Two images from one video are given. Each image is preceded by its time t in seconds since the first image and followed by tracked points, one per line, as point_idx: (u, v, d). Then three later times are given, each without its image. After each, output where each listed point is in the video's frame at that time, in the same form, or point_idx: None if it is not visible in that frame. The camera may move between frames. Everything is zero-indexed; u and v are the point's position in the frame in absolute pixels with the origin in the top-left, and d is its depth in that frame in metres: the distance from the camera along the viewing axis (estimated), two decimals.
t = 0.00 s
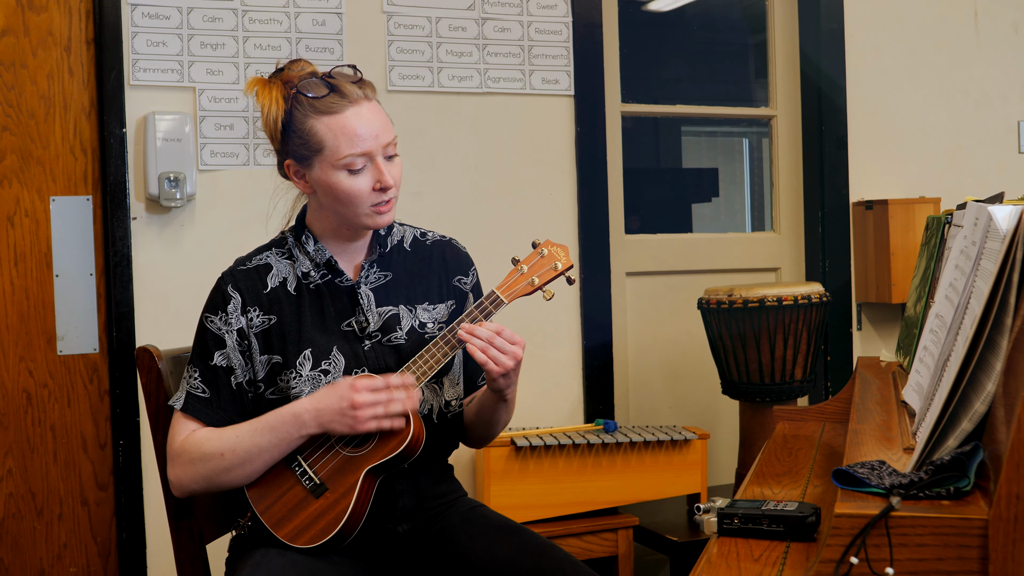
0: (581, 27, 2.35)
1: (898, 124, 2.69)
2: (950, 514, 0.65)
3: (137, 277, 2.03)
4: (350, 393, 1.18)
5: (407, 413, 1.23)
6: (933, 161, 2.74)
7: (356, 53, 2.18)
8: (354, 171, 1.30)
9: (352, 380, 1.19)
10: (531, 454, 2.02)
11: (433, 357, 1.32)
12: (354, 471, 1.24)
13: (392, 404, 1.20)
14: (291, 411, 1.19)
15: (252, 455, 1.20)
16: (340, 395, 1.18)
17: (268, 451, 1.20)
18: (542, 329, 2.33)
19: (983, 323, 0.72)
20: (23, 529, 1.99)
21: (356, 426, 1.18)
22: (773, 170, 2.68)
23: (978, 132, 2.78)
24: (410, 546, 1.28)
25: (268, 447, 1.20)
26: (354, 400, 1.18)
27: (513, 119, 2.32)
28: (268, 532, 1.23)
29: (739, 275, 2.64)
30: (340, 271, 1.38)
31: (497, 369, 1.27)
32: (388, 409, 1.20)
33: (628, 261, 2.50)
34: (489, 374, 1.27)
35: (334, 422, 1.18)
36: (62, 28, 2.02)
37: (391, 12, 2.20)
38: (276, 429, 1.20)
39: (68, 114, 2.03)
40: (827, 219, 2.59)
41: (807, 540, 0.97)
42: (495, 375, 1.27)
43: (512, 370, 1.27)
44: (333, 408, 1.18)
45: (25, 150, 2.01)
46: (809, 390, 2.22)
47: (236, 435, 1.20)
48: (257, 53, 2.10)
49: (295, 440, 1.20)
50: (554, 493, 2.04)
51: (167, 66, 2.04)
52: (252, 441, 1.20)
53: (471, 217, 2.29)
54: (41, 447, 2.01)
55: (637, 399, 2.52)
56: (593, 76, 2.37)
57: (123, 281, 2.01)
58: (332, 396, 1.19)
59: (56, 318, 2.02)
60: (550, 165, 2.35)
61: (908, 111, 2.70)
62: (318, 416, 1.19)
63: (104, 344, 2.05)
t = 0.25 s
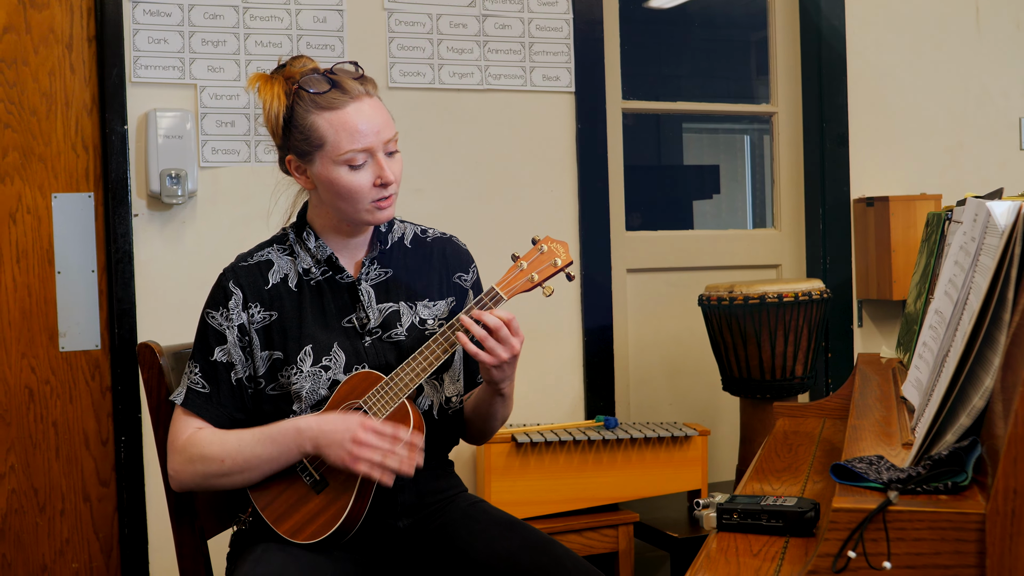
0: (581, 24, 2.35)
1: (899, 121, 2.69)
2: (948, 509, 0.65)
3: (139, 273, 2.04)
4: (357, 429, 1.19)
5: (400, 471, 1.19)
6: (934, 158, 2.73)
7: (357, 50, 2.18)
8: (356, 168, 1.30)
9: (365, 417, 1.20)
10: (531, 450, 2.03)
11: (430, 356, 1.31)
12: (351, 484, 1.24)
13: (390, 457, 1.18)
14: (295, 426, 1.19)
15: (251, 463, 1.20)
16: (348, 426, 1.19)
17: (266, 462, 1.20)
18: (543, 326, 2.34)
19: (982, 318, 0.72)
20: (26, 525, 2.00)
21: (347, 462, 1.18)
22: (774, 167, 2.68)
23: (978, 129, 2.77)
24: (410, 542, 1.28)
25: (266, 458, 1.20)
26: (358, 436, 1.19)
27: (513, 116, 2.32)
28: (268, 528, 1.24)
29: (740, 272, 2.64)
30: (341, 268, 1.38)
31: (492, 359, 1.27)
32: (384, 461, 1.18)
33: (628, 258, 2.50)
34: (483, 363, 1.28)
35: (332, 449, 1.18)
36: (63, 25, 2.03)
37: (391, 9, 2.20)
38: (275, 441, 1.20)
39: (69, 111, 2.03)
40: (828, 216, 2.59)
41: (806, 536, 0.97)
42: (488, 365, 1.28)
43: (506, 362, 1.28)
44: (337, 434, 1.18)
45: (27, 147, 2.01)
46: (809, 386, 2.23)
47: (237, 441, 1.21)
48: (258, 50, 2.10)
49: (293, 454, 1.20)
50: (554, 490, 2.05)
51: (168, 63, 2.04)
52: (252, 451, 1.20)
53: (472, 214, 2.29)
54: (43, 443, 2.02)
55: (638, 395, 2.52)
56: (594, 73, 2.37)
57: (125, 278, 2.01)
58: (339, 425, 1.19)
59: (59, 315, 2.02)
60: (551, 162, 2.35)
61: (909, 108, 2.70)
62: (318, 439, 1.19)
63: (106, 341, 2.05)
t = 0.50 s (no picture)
0: (583, 20, 2.34)
1: (900, 117, 2.68)
2: (945, 503, 0.65)
3: (141, 270, 2.04)
4: (360, 446, 1.19)
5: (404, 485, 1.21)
6: (936, 154, 2.73)
7: (358, 46, 2.18)
8: (357, 164, 1.31)
9: (367, 433, 1.20)
10: (532, 446, 2.03)
11: (431, 353, 1.31)
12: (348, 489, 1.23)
13: (395, 471, 1.20)
14: (296, 437, 1.19)
15: (252, 468, 1.21)
16: (349, 442, 1.18)
17: (269, 469, 1.21)
18: (544, 322, 2.34)
19: (980, 312, 0.72)
20: (28, 520, 2.01)
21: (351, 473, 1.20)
22: (775, 164, 2.69)
23: (980, 125, 2.77)
24: (411, 537, 1.29)
25: (268, 466, 1.21)
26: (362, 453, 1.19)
27: (515, 113, 2.32)
28: (269, 523, 1.24)
29: (741, 268, 2.64)
30: (341, 264, 1.39)
31: (488, 353, 1.28)
32: (388, 474, 1.20)
33: (629, 254, 2.51)
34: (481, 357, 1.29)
35: (336, 463, 1.19)
36: (65, 21, 2.03)
37: (393, 5, 2.20)
38: (277, 451, 1.20)
39: (71, 108, 2.04)
40: (829, 213, 2.59)
41: (805, 531, 0.98)
42: (486, 359, 1.29)
43: (503, 354, 1.28)
44: (338, 451, 1.18)
45: (29, 144, 2.02)
46: (810, 383, 2.22)
47: (239, 445, 1.21)
48: (260, 46, 2.10)
49: (296, 463, 1.20)
50: (556, 486, 2.05)
51: (170, 59, 2.04)
52: (253, 458, 1.20)
53: (473, 210, 2.29)
54: (45, 439, 2.02)
55: (639, 392, 2.53)
56: (596, 69, 2.36)
57: (126, 274, 2.02)
58: (341, 439, 1.19)
59: (61, 311, 2.03)
60: (552, 158, 2.35)
61: (911, 105, 2.69)
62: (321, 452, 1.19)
63: (108, 337, 2.06)
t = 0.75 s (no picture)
0: (584, 17, 2.34)
1: (902, 113, 2.68)
2: (942, 498, 0.65)
3: (143, 266, 2.04)
4: (357, 403, 1.20)
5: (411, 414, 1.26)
6: (938, 151, 2.72)
7: (358, 43, 2.18)
8: (359, 162, 1.31)
9: (358, 389, 1.21)
10: (533, 442, 2.03)
11: (434, 346, 1.33)
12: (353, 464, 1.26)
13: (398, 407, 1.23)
14: (295, 417, 1.19)
15: (253, 452, 1.21)
16: (347, 403, 1.20)
17: (270, 450, 1.21)
18: (545, 319, 2.34)
19: (977, 308, 0.73)
20: (31, 516, 2.02)
21: (362, 433, 1.21)
22: (777, 160, 2.68)
23: (982, 121, 2.76)
24: (413, 533, 1.29)
25: (269, 447, 1.21)
26: (362, 409, 1.21)
27: (516, 109, 2.32)
28: (270, 518, 1.25)
29: (742, 265, 2.64)
30: (342, 260, 1.39)
31: (490, 348, 1.29)
32: (393, 413, 1.23)
33: (631, 250, 2.51)
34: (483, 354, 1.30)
35: (338, 429, 1.20)
36: (67, 19, 2.03)
37: (394, 2, 2.20)
38: (277, 430, 1.20)
39: (73, 105, 2.04)
40: (831, 209, 2.59)
41: (804, 526, 0.98)
42: (488, 355, 1.29)
43: (505, 349, 1.28)
44: (340, 416, 1.19)
45: (31, 141, 2.03)
46: (811, 379, 2.22)
47: (238, 430, 1.21)
48: (261, 43, 2.11)
49: (296, 442, 1.21)
50: (558, 481, 2.05)
51: (172, 57, 2.05)
52: (254, 440, 1.21)
53: (474, 207, 2.29)
54: (48, 436, 2.03)
55: (640, 388, 2.53)
56: (597, 65, 2.36)
57: (128, 271, 2.02)
58: (336, 403, 1.20)
59: (63, 307, 2.04)
60: (553, 155, 2.35)
61: (912, 101, 2.69)
62: (323, 425, 1.19)
63: (110, 334, 2.06)
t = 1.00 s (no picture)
0: (585, 14, 2.34)
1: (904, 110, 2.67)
2: (939, 494, 0.65)
3: (145, 264, 2.05)
4: (351, 374, 1.21)
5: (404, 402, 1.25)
6: (940, 147, 2.72)
7: (359, 41, 2.18)
8: (360, 160, 1.31)
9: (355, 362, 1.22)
10: (535, 439, 2.04)
11: (434, 344, 1.33)
12: (356, 459, 1.27)
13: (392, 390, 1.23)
14: (296, 409, 1.21)
15: (254, 433, 1.21)
16: (340, 375, 1.20)
17: (270, 432, 1.21)
18: (547, 316, 2.34)
19: (975, 304, 0.73)
20: (34, 513, 2.03)
21: (354, 408, 1.20)
22: (779, 156, 2.68)
23: (984, 118, 2.76)
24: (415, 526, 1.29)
25: (269, 427, 1.21)
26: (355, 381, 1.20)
27: (517, 106, 2.32)
28: (272, 515, 1.25)
29: (744, 262, 2.64)
30: (342, 258, 1.39)
31: (490, 346, 1.29)
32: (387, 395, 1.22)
33: (633, 247, 2.51)
34: (484, 351, 1.30)
35: (333, 402, 1.20)
36: (69, 17, 2.04)
37: None
38: (276, 409, 1.21)
39: (75, 103, 2.05)
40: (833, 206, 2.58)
41: (803, 523, 0.98)
42: (489, 352, 1.30)
43: (505, 346, 1.29)
44: (334, 388, 1.20)
45: (34, 139, 2.03)
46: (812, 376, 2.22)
47: (238, 416, 1.21)
48: (262, 41, 2.11)
49: (296, 420, 1.22)
50: (560, 478, 2.06)
51: (173, 55, 2.05)
52: (253, 422, 1.21)
53: (476, 204, 2.29)
54: (51, 433, 2.04)
55: (642, 385, 2.53)
56: (599, 63, 2.36)
57: (130, 269, 2.03)
58: (332, 377, 1.21)
59: (66, 305, 2.04)
60: (555, 152, 2.35)
61: (915, 97, 2.68)
62: (318, 397, 1.20)
63: (113, 331, 2.07)
